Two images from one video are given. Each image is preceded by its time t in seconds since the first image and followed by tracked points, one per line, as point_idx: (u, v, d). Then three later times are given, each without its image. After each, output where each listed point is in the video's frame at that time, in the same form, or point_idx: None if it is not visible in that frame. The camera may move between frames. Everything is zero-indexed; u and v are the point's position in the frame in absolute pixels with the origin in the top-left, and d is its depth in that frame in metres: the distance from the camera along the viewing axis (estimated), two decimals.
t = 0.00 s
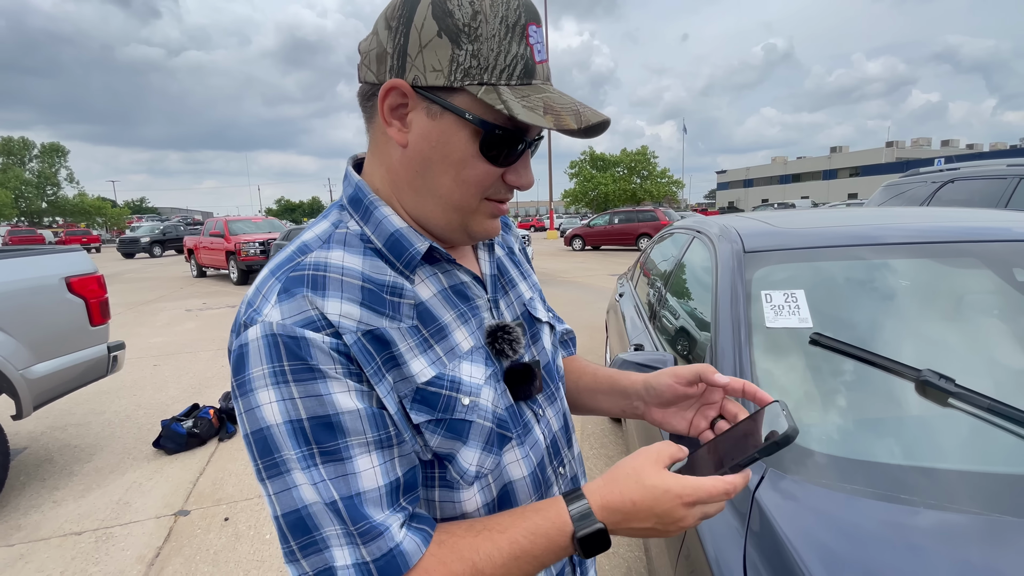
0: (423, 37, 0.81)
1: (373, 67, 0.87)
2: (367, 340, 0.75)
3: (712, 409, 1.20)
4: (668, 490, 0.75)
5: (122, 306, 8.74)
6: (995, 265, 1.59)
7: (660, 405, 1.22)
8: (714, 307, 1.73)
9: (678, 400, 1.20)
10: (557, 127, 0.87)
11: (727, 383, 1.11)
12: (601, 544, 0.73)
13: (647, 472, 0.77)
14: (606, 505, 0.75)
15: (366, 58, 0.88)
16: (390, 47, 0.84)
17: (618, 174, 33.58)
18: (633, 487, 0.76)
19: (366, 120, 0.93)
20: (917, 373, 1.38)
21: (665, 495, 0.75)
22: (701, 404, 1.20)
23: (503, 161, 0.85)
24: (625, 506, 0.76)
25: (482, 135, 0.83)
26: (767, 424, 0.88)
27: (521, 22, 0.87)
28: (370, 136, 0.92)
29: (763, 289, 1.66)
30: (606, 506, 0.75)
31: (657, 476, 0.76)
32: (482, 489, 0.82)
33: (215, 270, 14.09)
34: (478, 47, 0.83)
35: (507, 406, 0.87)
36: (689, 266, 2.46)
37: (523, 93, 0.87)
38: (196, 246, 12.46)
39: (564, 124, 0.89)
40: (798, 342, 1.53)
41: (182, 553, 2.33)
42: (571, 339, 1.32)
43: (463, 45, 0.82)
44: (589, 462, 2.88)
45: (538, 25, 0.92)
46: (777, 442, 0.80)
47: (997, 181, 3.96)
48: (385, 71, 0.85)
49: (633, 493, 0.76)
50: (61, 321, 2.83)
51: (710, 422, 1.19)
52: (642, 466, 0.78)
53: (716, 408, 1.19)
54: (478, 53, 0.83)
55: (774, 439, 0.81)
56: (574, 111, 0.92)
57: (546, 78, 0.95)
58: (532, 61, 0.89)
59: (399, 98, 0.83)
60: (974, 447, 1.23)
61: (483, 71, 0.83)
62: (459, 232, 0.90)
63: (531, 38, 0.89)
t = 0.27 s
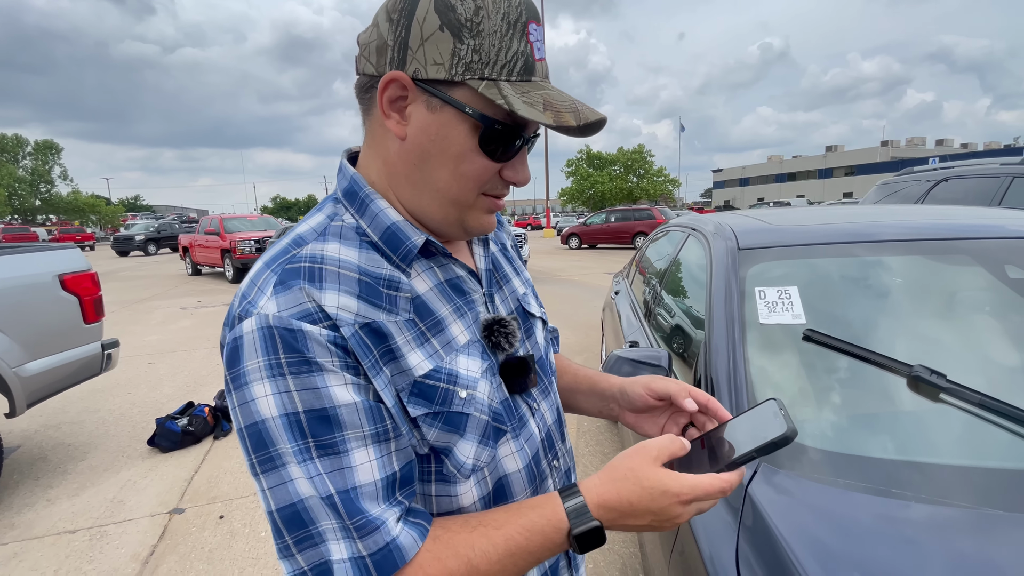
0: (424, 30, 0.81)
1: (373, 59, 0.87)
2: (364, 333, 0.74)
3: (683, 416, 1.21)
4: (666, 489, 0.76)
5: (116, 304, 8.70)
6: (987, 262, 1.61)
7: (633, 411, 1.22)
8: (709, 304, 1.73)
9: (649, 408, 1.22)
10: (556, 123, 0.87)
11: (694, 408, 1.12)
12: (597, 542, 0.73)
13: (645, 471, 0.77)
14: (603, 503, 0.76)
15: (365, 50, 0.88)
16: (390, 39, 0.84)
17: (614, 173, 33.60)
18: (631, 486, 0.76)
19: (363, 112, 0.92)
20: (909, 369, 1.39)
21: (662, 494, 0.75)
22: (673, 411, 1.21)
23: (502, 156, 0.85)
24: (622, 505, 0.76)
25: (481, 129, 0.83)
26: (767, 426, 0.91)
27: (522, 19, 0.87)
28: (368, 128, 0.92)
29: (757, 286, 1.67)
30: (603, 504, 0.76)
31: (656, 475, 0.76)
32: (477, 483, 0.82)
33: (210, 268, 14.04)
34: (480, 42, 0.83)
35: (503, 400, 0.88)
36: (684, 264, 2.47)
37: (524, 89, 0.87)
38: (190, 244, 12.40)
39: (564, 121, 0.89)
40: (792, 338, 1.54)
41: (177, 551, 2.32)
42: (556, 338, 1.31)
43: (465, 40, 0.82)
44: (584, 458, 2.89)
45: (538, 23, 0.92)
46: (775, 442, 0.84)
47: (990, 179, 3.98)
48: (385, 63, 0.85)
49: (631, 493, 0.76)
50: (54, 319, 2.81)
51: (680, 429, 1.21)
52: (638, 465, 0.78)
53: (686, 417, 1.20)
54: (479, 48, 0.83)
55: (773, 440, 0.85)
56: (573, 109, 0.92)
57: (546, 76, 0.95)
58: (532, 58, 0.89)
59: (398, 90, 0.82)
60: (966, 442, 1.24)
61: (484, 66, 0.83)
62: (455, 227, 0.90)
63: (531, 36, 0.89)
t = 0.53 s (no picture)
0: (423, 23, 0.81)
1: (370, 50, 0.86)
2: (358, 322, 0.74)
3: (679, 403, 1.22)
4: (660, 476, 0.76)
5: (110, 301, 8.65)
6: (980, 260, 1.62)
7: (630, 401, 1.23)
8: (704, 301, 1.74)
9: (645, 399, 1.22)
10: (552, 118, 0.87)
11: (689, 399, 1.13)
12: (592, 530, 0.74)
13: (639, 459, 0.77)
14: (597, 490, 0.76)
15: (363, 41, 0.87)
16: (389, 31, 0.83)
17: (611, 171, 33.63)
18: (625, 474, 0.77)
19: (359, 104, 0.92)
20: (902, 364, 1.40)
21: (655, 480, 0.76)
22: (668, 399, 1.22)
23: (498, 150, 0.85)
24: (615, 492, 0.76)
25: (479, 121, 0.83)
26: (759, 412, 0.92)
27: (520, 15, 0.87)
28: (363, 119, 0.92)
29: (752, 283, 1.68)
30: (596, 492, 0.76)
31: (650, 462, 0.76)
32: (470, 474, 0.83)
33: (204, 266, 13.98)
34: (478, 36, 0.83)
35: (496, 391, 0.88)
36: (679, 261, 2.47)
37: (521, 84, 0.87)
38: (185, 241, 12.34)
39: (560, 116, 0.89)
40: (786, 335, 1.55)
41: (171, 548, 2.31)
42: (550, 333, 1.32)
43: (464, 33, 0.82)
44: (579, 456, 2.89)
45: (535, 21, 0.92)
46: (767, 427, 0.86)
47: (984, 178, 4.01)
48: (383, 55, 0.84)
49: (624, 480, 0.77)
50: (48, 315, 2.79)
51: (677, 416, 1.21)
52: (632, 454, 0.78)
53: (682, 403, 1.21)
54: (478, 42, 0.83)
55: (765, 425, 0.86)
56: (569, 105, 0.92)
57: (542, 72, 0.95)
58: (530, 54, 0.89)
59: (396, 82, 0.82)
60: (958, 437, 1.25)
61: (482, 60, 0.83)
62: (448, 221, 0.90)
63: (528, 33, 0.90)
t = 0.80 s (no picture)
0: (416, 22, 0.81)
1: (363, 49, 0.86)
2: (348, 318, 0.75)
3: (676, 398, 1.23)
4: (652, 470, 0.77)
5: (104, 299, 8.61)
6: (974, 259, 1.63)
7: (627, 396, 1.24)
8: (699, 300, 1.75)
9: (642, 393, 1.23)
10: (543, 118, 0.88)
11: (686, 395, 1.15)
12: (583, 523, 0.75)
13: (631, 453, 0.78)
14: (589, 485, 0.77)
15: (355, 40, 0.87)
16: (381, 30, 0.83)
17: (607, 170, 33.66)
18: (617, 468, 0.77)
19: (352, 102, 0.92)
20: (894, 363, 1.42)
21: (648, 474, 0.76)
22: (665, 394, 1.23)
23: (491, 150, 0.86)
24: (608, 486, 0.77)
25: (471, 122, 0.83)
26: (753, 406, 0.93)
27: (511, 16, 0.87)
28: (357, 118, 0.91)
29: (746, 282, 1.69)
30: (588, 486, 0.77)
31: (641, 456, 0.77)
32: (463, 470, 0.83)
33: (200, 263, 13.93)
34: (470, 36, 0.83)
35: (488, 388, 0.88)
36: (675, 260, 2.48)
37: (512, 83, 0.87)
38: (180, 238, 12.28)
39: (551, 115, 0.89)
40: (780, 333, 1.56)
41: (167, 546, 2.31)
42: (547, 330, 1.32)
43: (455, 33, 0.83)
44: (575, 453, 2.91)
45: (527, 21, 0.92)
46: (760, 421, 0.86)
47: (978, 178, 4.04)
48: (376, 54, 0.85)
49: (616, 474, 0.77)
50: (43, 312, 2.78)
51: (675, 410, 1.22)
52: (624, 448, 0.78)
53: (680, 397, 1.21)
54: (469, 42, 0.83)
55: (758, 420, 0.86)
56: (560, 105, 0.93)
57: (534, 72, 0.95)
58: (521, 54, 0.90)
59: (389, 81, 0.82)
60: (949, 434, 1.27)
61: (474, 59, 0.84)
62: (441, 220, 0.91)
63: (520, 32, 0.90)
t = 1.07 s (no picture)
0: (390, 8, 0.81)
1: (347, 45, 0.87)
2: (343, 310, 0.75)
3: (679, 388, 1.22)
4: (644, 455, 0.77)
5: (99, 295, 8.57)
6: (969, 258, 1.64)
7: (628, 387, 1.24)
8: (697, 297, 1.76)
9: (642, 383, 1.23)
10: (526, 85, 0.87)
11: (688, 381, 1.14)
12: (576, 513, 0.74)
13: (623, 439, 0.79)
14: (582, 474, 0.77)
15: (340, 37, 0.88)
16: (360, 22, 0.84)
17: (604, 169, 33.67)
18: (609, 455, 0.78)
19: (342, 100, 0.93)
20: (890, 360, 1.43)
21: (641, 460, 0.77)
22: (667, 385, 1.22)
23: (480, 128, 0.86)
24: (600, 474, 0.77)
25: (456, 103, 0.83)
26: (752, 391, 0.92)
27: None
28: (345, 116, 0.92)
29: (743, 279, 1.69)
30: (581, 475, 0.77)
31: (634, 442, 0.78)
32: (458, 462, 0.83)
33: (195, 260, 13.87)
34: (444, 13, 0.82)
35: (485, 381, 0.88)
36: (672, 258, 2.49)
37: (492, 55, 0.87)
38: (175, 235, 12.23)
39: (534, 82, 0.88)
40: (777, 331, 1.57)
41: (163, 543, 2.31)
42: (551, 326, 1.35)
43: (429, 12, 0.82)
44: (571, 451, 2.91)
45: None
46: (756, 404, 0.85)
47: (972, 178, 4.07)
48: (357, 47, 0.86)
49: (609, 461, 0.77)
50: (38, 309, 2.77)
51: (677, 401, 1.22)
52: (616, 436, 0.79)
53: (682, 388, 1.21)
54: (444, 19, 0.82)
55: (756, 403, 0.86)
56: (543, 70, 0.91)
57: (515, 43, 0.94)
58: (499, 25, 0.89)
59: (372, 70, 0.83)
60: (943, 431, 1.28)
61: (450, 36, 0.83)
62: (437, 206, 0.90)
63: (497, 4, 0.89)
